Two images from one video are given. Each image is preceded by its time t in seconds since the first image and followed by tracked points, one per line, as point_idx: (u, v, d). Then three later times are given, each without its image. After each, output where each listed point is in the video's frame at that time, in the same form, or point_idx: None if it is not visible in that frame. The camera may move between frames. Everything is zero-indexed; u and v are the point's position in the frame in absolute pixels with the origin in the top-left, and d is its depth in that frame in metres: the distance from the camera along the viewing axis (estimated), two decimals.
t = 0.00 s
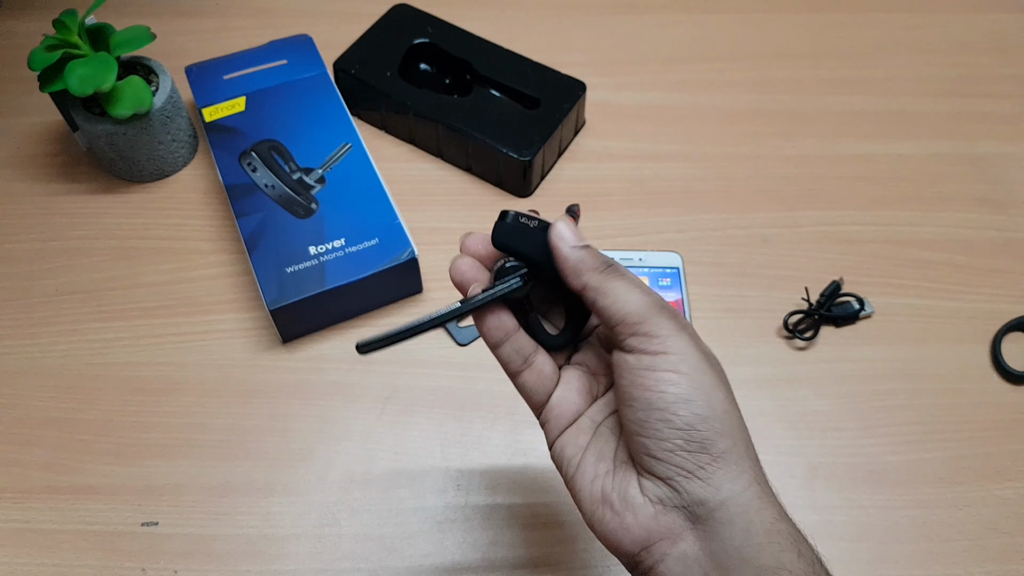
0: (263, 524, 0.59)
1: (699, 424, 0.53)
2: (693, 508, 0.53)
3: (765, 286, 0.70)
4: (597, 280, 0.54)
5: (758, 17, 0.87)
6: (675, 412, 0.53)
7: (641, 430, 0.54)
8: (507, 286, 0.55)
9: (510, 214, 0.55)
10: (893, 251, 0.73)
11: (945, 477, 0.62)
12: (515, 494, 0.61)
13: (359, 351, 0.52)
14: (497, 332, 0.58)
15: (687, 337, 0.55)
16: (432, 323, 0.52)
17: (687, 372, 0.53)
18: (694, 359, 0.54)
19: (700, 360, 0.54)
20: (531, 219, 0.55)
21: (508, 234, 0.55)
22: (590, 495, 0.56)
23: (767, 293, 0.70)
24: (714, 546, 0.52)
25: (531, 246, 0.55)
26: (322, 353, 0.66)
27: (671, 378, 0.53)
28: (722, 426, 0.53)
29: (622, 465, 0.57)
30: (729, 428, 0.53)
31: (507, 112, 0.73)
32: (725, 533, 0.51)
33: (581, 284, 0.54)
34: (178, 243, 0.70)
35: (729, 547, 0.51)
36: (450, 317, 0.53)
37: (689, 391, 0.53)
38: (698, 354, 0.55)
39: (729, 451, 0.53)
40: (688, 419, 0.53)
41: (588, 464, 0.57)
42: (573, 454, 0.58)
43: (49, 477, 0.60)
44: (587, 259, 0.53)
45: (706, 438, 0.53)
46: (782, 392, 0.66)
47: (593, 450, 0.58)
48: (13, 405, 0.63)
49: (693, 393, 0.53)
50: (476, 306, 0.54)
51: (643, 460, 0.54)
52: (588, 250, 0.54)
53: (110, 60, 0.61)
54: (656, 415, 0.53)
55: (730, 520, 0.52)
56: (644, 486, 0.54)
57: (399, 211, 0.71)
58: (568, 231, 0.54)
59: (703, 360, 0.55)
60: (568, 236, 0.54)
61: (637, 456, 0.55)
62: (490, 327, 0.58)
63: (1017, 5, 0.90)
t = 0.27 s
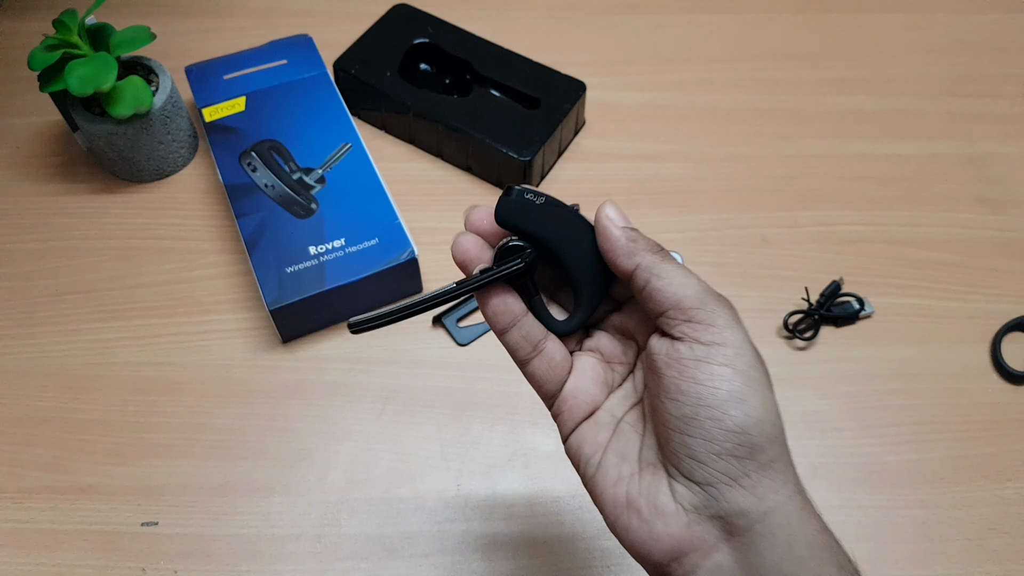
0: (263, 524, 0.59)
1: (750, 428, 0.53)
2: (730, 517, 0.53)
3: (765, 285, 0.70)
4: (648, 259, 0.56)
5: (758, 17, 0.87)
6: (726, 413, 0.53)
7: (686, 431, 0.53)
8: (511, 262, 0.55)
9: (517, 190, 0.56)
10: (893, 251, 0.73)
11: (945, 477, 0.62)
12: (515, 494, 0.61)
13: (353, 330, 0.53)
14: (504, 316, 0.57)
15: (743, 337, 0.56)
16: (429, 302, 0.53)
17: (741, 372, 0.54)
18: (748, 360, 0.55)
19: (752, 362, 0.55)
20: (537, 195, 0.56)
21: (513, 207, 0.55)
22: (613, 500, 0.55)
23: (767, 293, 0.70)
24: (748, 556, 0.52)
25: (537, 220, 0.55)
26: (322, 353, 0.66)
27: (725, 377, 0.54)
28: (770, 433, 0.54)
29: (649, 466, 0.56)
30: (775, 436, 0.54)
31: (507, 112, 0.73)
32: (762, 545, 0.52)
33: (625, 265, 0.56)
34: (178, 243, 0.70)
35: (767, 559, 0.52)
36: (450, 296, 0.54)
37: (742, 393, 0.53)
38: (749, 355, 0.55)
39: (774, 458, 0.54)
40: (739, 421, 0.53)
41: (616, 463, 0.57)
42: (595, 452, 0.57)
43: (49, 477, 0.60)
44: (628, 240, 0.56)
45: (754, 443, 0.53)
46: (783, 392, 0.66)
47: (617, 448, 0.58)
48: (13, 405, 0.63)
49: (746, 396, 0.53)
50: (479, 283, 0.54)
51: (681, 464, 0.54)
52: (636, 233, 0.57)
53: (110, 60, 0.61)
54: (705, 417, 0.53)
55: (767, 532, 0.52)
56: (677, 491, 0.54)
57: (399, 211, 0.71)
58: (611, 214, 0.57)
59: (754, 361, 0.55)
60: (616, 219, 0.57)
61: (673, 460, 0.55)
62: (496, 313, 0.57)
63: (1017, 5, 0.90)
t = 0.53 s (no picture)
0: (263, 524, 0.59)
1: (749, 441, 0.53)
2: (728, 528, 0.53)
3: (765, 285, 0.70)
4: (644, 277, 0.56)
5: (758, 16, 0.87)
6: (725, 426, 0.53)
7: (686, 444, 0.53)
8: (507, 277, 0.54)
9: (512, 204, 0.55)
10: (893, 251, 0.73)
11: (945, 477, 0.62)
12: (515, 494, 0.61)
13: (348, 343, 0.53)
14: (500, 331, 0.56)
15: (740, 350, 0.56)
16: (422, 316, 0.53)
17: (738, 386, 0.54)
18: (745, 375, 0.55)
19: (748, 374, 0.56)
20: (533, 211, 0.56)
21: (508, 222, 0.54)
22: (612, 515, 0.55)
23: (767, 293, 0.70)
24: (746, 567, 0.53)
25: (532, 235, 0.55)
26: (322, 353, 0.66)
27: (724, 391, 0.54)
28: (768, 445, 0.54)
29: (645, 480, 0.56)
30: (772, 447, 0.54)
31: (507, 112, 0.73)
32: (761, 555, 0.52)
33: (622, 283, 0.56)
34: (178, 243, 0.70)
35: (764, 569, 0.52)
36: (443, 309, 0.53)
37: (740, 406, 0.54)
38: (746, 368, 0.56)
39: (771, 471, 0.54)
40: (738, 434, 0.53)
41: (614, 479, 0.56)
42: (593, 469, 0.57)
43: (49, 477, 0.60)
44: (624, 258, 0.56)
45: (753, 456, 0.53)
46: (783, 392, 0.66)
47: (614, 463, 0.57)
48: (13, 405, 0.63)
49: (744, 408, 0.54)
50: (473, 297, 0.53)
51: (680, 476, 0.54)
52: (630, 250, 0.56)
53: (110, 60, 0.61)
54: (704, 430, 0.53)
55: (767, 542, 0.53)
56: (675, 504, 0.54)
57: (399, 211, 0.71)
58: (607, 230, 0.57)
59: (750, 373, 0.56)
60: (611, 236, 0.57)
61: (671, 474, 0.54)
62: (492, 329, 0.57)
63: (1017, 5, 0.90)
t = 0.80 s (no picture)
0: (263, 524, 0.59)
1: (732, 435, 0.53)
2: (716, 521, 0.53)
3: (765, 285, 0.70)
4: (633, 279, 0.56)
5: (758, 17, 0.87)
6: (709, 421, 0.53)
7: (671, 439, 0.53)
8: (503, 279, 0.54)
9: (506, 208, 0.55)
10: (893, 251, 0.73)
11: (945, 478, 0.62)
12: (515, 494, 0.61)
13: (346, 342, 0.53)
14: (495, 330, 0.56)
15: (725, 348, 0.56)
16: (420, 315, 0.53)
17: (724, 382, 0.54)
18: (730, 370, 0.55)
19: (733, 370, 0.56)
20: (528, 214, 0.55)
21: (506, 224, 0.54)
22: (601, 510, 0.55)
23: (767, 292, 0.70)
24: (734, 560, 0.52)
25: (528, 238, 0.55)
26: (322, 353, 0.66)
27: (709, 386, 0.54)
28: (752, 438, 0.54)
29: (634, 475, 0.56)
30: (756, 441, 0.54)
31: (507, 112, 0.73)
32: (747, 548, 0.52)
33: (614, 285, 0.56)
34: (177, 243, 0.70)
35: (750, 561, 0.52)
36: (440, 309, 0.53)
37: (725, 401, 0.54)
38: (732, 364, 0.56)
39: (755, 465, 0.54)
40: (722, 428, 0.53)
41: (604, 475, 0.56)
42: (583, 465, 0.57)
43: (49, 477, 0.60)
44: (614, 260, 0.55)
45: (737, 450, 0.53)
46: (783, 392, 0.66)
47: (604, 459, 0.57)
48: (13, 405, 0.63)
49: (728, 403, 0.54)
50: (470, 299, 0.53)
51: (666, 471, 0.54)
52: (621, 253, 0.56)
53: (110, 60, 0.61)
54: (689, 425, 0.53)
55: (752, 535, 0.53)
56: (664, 498, 0.54)
57: (399, 211, 0.71)
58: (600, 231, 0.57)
59: (735, 369, 0.56)
60: (602, 238, 0.56)
61: (657, 468, 0.55)
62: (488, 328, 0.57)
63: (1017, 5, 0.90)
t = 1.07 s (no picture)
0: (263, 524, 0.59)
1: (705, 442, 0.50)
2: (709, 525, 0.51)
3: (765, 285, 0.70)
4: (570, 313, 0.51)
5: (758, 16, 0.87)
6: (680, 434, 0.50)
7: (646, 455, 0.51)
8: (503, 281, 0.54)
9: (508, 211, 0.55)
10: (893, 251, 0.73)
11: (945, 478, 0.62)
12: (515, 494, 0.61)
13: (353, 330, 0.50)
14: (487, 328, 0.57)
15: (679, 353, 0.51)
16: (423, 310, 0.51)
17: (686, 388, 0.50)
18: (693, 373, 0.51)
19: (694, 372, 0.51)
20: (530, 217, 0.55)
21: (510, 226, 0.54)
22: (598, 518, 0.55)
23: (767, 292, 0.70)
24: (732, 560, 0.51)
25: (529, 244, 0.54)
26: (322, 353, 0.66)
27: (671, 397, 0.50)
28: (728, 440, 0.51)
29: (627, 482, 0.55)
30: (735, 440, 0.51)
31: (507, 112, 0.73)
32: (743, 551, 0.51)
33: (561, 322, 0.52)
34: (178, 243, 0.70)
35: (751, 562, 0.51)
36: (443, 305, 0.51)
37: (691, 409, 0.50)
38: (690, 370, 0.51)
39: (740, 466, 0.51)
40: (694, 438, 0.50)
41: (595, 485, 0.56)
42: (576, 474, 0.57)
43: (49, 477, 0.60)
44: (553, 298, 0.51)
45: (716, 457, 0.50)
46: (782, 392, 0.66)
47: (596, 467, 0.57)
48: (13, 405, 0.63)
49: (696, 413, 0.50)
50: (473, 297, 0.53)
51: (652, 482, 0.52)
52: (552, 285, 0.52)
53: (110, 60, 0.61)
54: (660, 439, 0.50)
55: (750, 536, 0.51)
56: (656, 506, 0.53)
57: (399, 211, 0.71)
58: (530, 267, 0.52)
59: (697, 372, 0.51)
60: (527, 277, 0.52)
61: (644, 478, 0.53)
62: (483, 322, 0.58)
63: (1017, 5, 0.90)
